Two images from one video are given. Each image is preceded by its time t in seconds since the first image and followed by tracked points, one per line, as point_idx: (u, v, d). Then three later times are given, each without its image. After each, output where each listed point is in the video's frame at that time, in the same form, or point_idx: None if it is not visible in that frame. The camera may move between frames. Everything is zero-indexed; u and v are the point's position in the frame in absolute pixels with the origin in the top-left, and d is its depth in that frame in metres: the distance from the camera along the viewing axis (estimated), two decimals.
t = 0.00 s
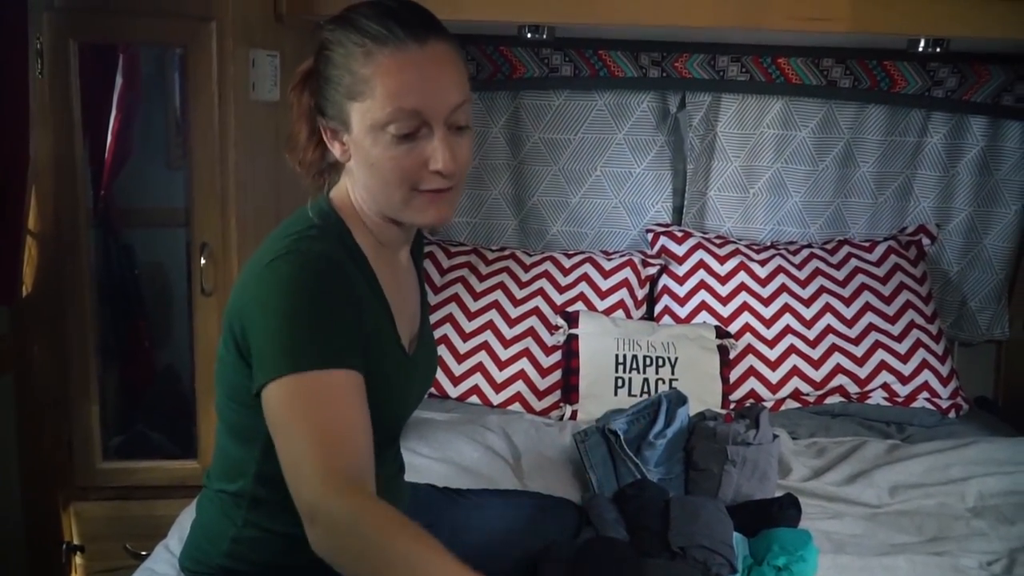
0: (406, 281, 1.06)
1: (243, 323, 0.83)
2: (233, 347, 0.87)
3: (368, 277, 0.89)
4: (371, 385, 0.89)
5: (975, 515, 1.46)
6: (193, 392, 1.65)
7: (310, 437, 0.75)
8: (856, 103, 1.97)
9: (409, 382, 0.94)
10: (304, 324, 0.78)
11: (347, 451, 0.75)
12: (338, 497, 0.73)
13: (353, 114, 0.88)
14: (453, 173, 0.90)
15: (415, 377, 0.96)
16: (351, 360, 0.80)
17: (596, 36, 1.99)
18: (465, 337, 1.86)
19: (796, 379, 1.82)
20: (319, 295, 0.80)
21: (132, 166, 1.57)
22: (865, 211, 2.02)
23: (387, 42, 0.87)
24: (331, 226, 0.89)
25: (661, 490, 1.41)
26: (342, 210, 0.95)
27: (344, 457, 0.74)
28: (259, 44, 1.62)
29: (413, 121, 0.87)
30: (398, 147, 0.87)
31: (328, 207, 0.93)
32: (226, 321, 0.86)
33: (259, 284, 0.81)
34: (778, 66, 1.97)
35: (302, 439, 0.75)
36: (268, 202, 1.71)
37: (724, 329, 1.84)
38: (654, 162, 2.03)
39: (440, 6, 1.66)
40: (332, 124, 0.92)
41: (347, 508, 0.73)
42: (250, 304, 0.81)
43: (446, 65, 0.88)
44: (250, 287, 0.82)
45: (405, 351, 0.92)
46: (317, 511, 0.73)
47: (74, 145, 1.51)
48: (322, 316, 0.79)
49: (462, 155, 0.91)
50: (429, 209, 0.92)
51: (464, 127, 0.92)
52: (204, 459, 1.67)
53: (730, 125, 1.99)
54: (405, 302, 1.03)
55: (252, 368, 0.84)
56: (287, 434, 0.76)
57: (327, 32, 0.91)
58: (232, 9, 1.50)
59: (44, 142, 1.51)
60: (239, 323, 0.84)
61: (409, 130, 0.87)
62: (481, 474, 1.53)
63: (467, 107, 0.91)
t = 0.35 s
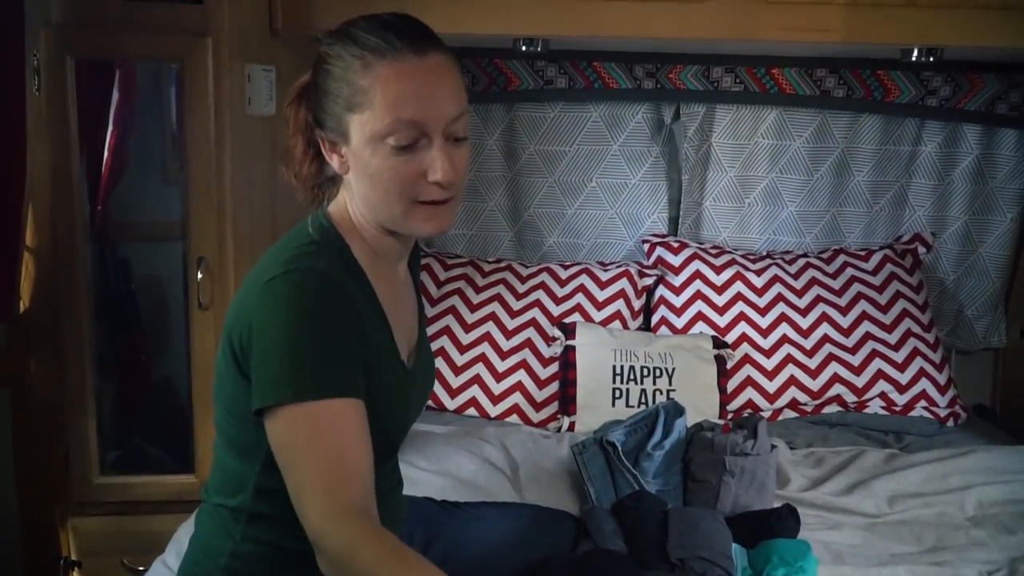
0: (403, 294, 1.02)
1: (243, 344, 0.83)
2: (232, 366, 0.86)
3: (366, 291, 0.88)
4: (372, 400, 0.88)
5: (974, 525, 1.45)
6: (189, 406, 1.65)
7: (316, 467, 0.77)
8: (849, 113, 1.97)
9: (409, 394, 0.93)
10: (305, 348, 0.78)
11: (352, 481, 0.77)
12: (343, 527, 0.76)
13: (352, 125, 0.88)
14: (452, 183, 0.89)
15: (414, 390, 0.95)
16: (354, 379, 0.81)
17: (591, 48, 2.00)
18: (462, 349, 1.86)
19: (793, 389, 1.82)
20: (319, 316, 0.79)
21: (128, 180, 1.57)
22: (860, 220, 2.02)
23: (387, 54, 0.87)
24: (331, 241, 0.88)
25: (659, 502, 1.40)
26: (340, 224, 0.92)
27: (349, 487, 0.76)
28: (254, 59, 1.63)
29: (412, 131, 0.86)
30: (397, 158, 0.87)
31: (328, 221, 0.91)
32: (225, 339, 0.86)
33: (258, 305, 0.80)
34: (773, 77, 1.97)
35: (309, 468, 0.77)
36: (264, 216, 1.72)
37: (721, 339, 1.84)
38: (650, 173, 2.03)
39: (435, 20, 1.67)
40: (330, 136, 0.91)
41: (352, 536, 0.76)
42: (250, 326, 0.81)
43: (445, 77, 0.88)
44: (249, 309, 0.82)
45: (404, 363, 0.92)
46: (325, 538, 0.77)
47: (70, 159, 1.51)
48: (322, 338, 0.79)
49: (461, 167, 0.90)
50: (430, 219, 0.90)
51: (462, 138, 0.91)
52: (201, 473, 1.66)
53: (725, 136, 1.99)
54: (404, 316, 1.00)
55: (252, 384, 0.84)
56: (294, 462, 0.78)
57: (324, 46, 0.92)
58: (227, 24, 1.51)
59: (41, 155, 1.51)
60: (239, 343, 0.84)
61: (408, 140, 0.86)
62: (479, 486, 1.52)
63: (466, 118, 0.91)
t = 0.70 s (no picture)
0: (403, 306, 1.02)
1: (242, 356, 0.83)
2: (231, 380, 0.86)
3: (365, 304, 0.87)
4: (370, 413, 0.88)
5: (975, 538, 1.45)
6: (188, 419, 1.65)
7: (308, 480, 0.77)
8: (846, 125, 1.98)
9: (408, 409, 0.92)
10: (303, 360, 0.78)
11: (343, 497, 0.77)
12: (332, 541, 0.76)
13: (353, 138, 0.88)
14: (453, 195, 0.89)
15: (413, 404, 0.94)
16: (350, 393, 0.80)
17: (589, 61, 2.00)
18: (461, 361, 1.86)
19: (793, 401, 1.81)
20: (316, 329, 0.79)
21: (128, 193, 1.58)
22: (859, 232, 2.02)
23: (387, 67, 0.88)
24: (331, 253, 0.88)
25: (659, 514, 1.40)
26: (341, 236, 0.92)
27: (339, 501, 0.77)
28: (254, 72, 1.63)
29: (412, 143, 0.86)
30: (398, 170, 0.87)
31: (329, 233, 0.91)
32: (225, 352, 0.86)
33: (257, 317, 0.80)
34: (770, 88, 1.98)
35: (301, 481, 0.77)
36: (263, 228, 1.72)
37: (720, 351, 1.84)
38: (648, 185, 2.04)
39: (434, 34, 1.68)
40: (331, 149, 0.92)
41: (341, 552, 0.76)
42: (248, 338, 0.81)
43: (445, 89, 0.89)
44: (247, 321, 0.82)
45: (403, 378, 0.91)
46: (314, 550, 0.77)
47: (70, 172, 1.51)
48: (320, 349, 0.79)
49: (461, 179, 0.91)
50: (432, 230, 0.90)
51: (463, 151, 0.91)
52: (199, 486, 1.66)
53: (723, 148, 2.00)
54: (404, 329, 1.00)
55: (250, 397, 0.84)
56: (285, 474, 0.78)
57: (325, 60, 0.92)
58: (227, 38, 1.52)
59: (41, 176, 1.49)
60: (238, 356, 0.84)
61: (408, 153, 0.87)
62: (478, 499, 1.52)
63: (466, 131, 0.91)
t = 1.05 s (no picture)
0: (406, 319, 1.02)
1: (245, 368, 0.83)
2: (233, 392, 0.86)
3: (367, 315, 0.87)
4: (374, 425, 0.88)
5: (976, 546, 1.44)
6: (188, 431, 1.64)
7: (312, 492, 0.77)
8: (845, 133, 1.98)
9: (410, 421, 0.92)
10: (305, 372, 0.78)
11: (348, 505, 0.77)
12: (338, 551, 0.76)
13: (354, 150, 0.89)
14: (455, 205, 0.89)
15: (415, 417, 0.94)
16: (355, 406, 0.80)
17: (587, 71, 2.01)
18: (461, 371, 1.86)
19: (794, 410, 1.81)
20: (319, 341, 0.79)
21: (127, 206, 1.58)
22: (858, 240, 2.02)
23: (386, 79, 0.88)
24: (334, 266, 0.88)
25: (661, 525, 1.40)
26: (342, 248, 0.92)
27: (344, 510, 0.77)
28: (254, 84, 1.64)
29: (413, 154, 0.86)
30: (399, 181, 0.87)
31: (332, 246, 0.91)
32: (227, 364, 0.86)
33: (260, 329, 0.80)
34: (768, 97, 1.98)
35: (305, 492, 0.77)
36: (263, 240, 1.72)
37: (720, 360, 1.84)
38: (647, 194, 2.04)
39: (432, 46, 1.68)
40: (333, 161, 0.92)
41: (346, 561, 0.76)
42: (251, 351, 0.81)
43: (445, 100, 0.89)
44: (250, 333, 0.82)
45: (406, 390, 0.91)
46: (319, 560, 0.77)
47: (70, 186, 1.51)
48: (323, 361, 0.79)
49: (462, 189, 0.91)
50: (433, 241, 0.90)
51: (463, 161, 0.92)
52: (200, 499, 1.66)
53: (722, 157, 2.00)
54: (406, 343, 0.99)
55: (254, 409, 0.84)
56: (290, 485, 0.78)
57: (326, 73, 0.93)
58: (227, 51, 1.53)
59: (41, 184, 1.51)
60: (241, 368, 0.84)
61: (409, 164, 0.87)
62: (479, 510, 1.52)
63: (466, 141, 0.91)
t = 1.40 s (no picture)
0: (416, 328, 1.01)
1: (260, 375, 0.83)
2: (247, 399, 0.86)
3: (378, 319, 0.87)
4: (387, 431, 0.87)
5: (978, 553, 1.44)
6: (189, 438, 1.64)
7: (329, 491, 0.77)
8: (846, 140, 1.98)
9: (419, 425, 0.92)
10: (319, 376, 0.77)
11: (365, 508, 0.77)
12: (357, 553, 0.76)
13: (371, 154, 0.89)
14: (470, 211, 0.89)
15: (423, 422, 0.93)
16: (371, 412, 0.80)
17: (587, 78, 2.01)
18: (462, 377, 1.86)
19: (795, 417, 1.81)
20: (332, 346, 0.79)
21: (128, 213, 1.58)
22: (859, 247, 2.02)
23: (406, 84, 0.88)
24: (348, 272, 0.88)
25: (662, 531, 1.39)
26: (355, 253, 0.92)
27: (361, 513, 0.76)
28: (256, 92, 1.64)
29: (429, 158, 0.86)
30: (414, 185, 0.87)
31: (346, 253, 0.91)
32: (240, 369, 0.86)
33: (275, 334, 0.80)
34: (769, 104, 1.98)
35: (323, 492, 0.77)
36: (263, 247, 1.72)
37: (722, 366, 1.84)
38: (648, 201, 2.04)
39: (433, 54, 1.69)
40: (350, 166, 0.92)
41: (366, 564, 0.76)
42: (266, 358, 0.81)
43: (461, 105, 0.89)
44: (265, 339, 0.81)
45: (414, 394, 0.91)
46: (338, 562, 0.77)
47: (71, 193, 1.52)
48: (338, 364, 0.78)
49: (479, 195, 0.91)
50: (447, 247, 0.90)
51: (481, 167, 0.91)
52: (200, 505, 1.65)
53: (723, 163, 2.00)
54: (416, 351, 0.99)
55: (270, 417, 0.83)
56: (308, 484, 0.78)
57: (345, 80, 0.93)
58: (228, 58, 1.53)
59: (41, 191, 1.51)
60: (257, 376, 0.83)
61: (426, 168, 0.87)
62: (480, 517, 1.51)
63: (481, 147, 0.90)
